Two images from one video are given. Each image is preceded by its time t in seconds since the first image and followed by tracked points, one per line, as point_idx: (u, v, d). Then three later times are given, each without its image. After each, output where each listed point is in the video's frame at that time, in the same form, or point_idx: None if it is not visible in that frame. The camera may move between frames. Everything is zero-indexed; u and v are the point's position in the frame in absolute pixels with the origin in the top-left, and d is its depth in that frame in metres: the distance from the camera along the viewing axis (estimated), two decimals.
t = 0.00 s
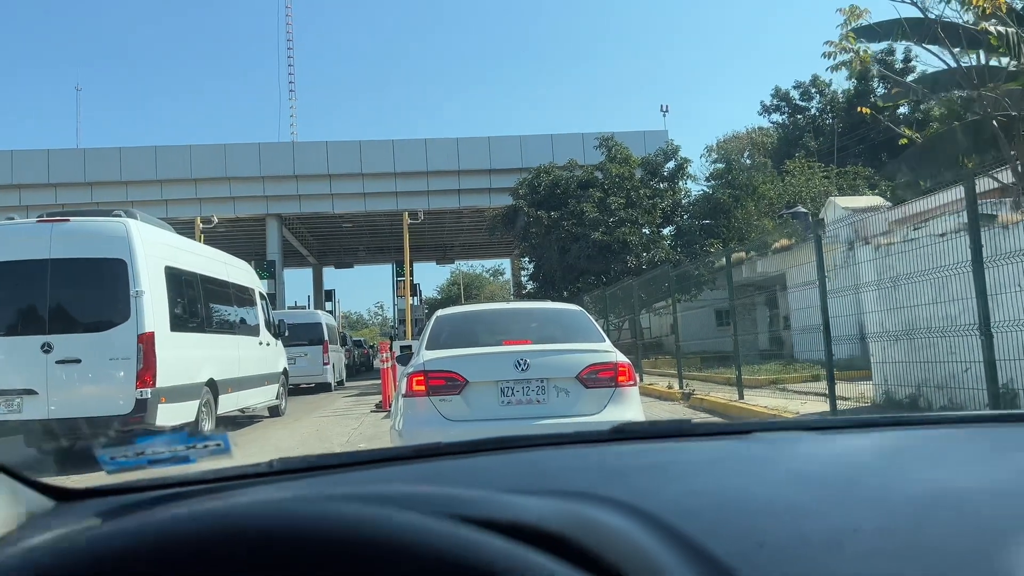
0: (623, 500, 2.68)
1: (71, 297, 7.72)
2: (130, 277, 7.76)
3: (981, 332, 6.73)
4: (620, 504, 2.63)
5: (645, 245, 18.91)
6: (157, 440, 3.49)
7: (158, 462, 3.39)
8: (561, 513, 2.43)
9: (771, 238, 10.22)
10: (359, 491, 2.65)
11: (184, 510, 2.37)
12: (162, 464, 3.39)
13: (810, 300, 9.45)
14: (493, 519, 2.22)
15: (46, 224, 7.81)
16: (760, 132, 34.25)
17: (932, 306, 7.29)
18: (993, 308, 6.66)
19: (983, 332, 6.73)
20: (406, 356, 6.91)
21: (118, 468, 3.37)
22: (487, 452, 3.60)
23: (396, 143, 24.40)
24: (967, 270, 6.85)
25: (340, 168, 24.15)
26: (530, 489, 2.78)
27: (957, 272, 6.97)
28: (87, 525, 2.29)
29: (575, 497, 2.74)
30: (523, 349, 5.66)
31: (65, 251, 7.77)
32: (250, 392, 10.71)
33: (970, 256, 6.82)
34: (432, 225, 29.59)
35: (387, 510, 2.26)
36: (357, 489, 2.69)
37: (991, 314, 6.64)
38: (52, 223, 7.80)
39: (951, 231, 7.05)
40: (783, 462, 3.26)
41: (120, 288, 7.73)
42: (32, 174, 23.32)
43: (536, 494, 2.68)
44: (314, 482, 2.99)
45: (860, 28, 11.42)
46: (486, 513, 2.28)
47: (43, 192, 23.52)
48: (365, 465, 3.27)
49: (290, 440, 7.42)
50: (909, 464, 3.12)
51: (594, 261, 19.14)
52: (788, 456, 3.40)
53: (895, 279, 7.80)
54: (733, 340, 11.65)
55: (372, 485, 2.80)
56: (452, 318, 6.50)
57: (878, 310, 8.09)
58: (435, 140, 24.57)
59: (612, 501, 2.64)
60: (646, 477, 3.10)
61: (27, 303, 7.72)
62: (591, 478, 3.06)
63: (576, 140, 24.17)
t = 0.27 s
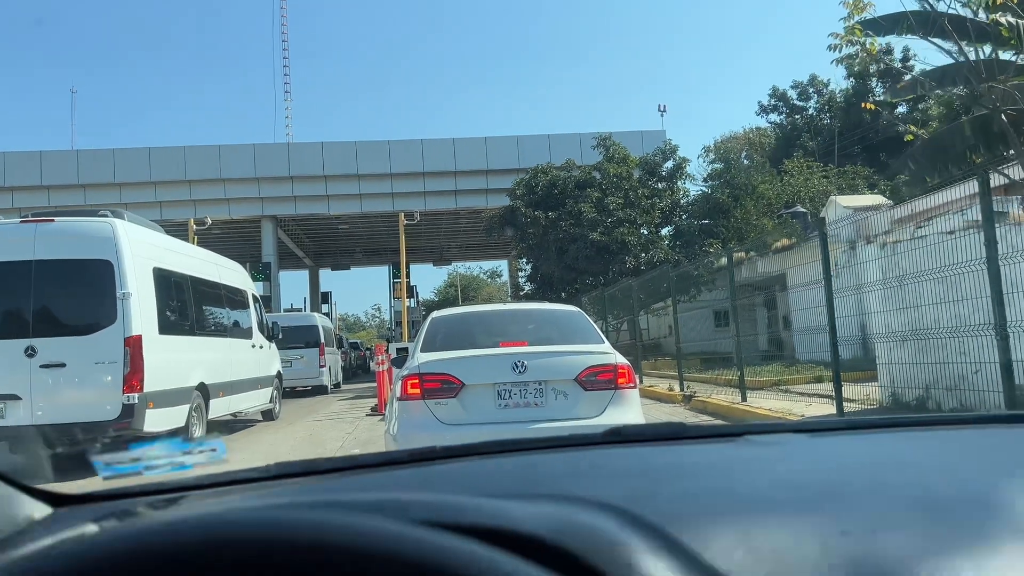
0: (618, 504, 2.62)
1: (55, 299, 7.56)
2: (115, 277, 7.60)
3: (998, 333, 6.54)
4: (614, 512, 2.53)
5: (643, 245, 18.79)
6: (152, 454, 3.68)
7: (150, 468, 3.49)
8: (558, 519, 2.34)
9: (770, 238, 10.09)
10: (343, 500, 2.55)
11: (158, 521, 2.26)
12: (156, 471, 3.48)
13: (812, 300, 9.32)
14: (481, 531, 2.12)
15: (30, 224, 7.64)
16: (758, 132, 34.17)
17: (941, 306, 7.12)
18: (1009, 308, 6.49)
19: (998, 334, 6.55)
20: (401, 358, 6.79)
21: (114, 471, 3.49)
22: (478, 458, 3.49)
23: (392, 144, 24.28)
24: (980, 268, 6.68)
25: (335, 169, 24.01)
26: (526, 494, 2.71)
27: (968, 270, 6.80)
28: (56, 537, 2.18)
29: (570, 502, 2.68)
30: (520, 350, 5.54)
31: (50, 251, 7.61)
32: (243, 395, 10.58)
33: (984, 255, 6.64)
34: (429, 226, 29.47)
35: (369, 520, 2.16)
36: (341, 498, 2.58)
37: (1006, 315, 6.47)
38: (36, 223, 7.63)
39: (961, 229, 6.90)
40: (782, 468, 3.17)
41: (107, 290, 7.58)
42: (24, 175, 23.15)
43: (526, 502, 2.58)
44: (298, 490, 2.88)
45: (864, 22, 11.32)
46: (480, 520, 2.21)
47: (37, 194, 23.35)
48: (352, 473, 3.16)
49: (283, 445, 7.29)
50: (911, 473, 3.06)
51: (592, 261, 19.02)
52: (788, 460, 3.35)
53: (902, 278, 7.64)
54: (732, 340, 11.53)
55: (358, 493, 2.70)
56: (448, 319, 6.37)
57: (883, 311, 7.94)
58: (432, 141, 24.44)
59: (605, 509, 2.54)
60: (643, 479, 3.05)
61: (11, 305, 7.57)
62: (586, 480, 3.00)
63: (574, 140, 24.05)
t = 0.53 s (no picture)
0: (616, 520, 2.51)
1: (41, 303, 7.40)
2: (103, 280, 7.45)
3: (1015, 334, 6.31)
4: (612, 530, 2.41)
5: (643, 247, 18.65)
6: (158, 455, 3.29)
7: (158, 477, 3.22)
8: (556, 536, 2.23)
9: (773, 240, 9.95)
10: (328, 517, 2.42)
11: (125, 544, 2.13)
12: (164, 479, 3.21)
13: (816, 302, 9.16)
14: (470, 555, 2.00)
15: (14, 226, 7.47)
16: (758, 133, 34.09)
17: (954, 309, 6.93)
18: None
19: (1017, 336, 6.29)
20: (398, 362, 6.64)
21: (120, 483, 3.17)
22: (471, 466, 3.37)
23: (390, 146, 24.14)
24: (995, 268, 6.48)
25: (332, 172, 23.85)
26: (523, 504, 2.60)
27: (982, 270, 6.61)
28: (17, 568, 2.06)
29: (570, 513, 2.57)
30: (520, 355, 5.38)
31: (35, 254, 7.45)
32: (237, 401, 10.44)
33: (1000, 255, 6.44)
34: (427, 229, 29.34)
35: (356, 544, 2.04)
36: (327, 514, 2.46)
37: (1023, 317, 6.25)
38: (20, 225, 7.46)
39: (973, 227, 6.71)
40: (786, 480, 3.06)
41: (93, 294, 7.42)
42: (20, 178, 23.01)
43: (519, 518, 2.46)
44: (283, 505, 2.76)
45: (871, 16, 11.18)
46: (470, 543, 2.09)
47: (32, 197, 23.21)
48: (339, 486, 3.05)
49: (277, 451, 7.15)
50: (921, 481, 2.97)
51: (592, 263, 18.88)
52: (795, 467, 3.27)
53: (913, 279, 7.47)
54: (734, 343, 11.40)
55: (344, 508, 2.58)
56: (446, 323, 6.22)
57: (895, 313, 7.75)
58: (430, 143, 24.29)
59: (604, 526, 2.43)
60: (645, 488, 2.96)
61: None
62: (586, 487, 2.92)
63: (573, 142, 23.93)
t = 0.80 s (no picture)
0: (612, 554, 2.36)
1: (26, 308, 7.25)
2: (90, 285, 7.30)
3: None
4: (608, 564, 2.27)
5: (646, 250, 18.48)
6: (148, 479, 3.14)
7: (148, 500, 3.05)
8: None
9: (777, 244, 9.78)
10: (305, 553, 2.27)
11: None
12: (154, 502, 3.05)
13: (823, 306, 8.99)
14: None
15: None
16: (760, 136, 33.94)
17: (977, 312, 6.75)
18: None
19: None
20: (394, 369, 6.48)
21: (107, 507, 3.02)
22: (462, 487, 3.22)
23: (389, 149, 24.00)
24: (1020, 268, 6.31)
25: (331, 176, 23.70)
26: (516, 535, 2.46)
27: (1006, 271, 6.45)
28: None
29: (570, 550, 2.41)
30: (521, 361, 5.22)
31: (20, 257, 7.30)
32: (232, 409, 10.29)
33: None
34: (427, 233, 29.18)
35: None
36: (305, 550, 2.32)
37: None
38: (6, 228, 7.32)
39: (993, 225, 6.55)
40: (792, 502, 2.91)
41: (80, 299, 7.27)
42: (16, 183, 22.86)
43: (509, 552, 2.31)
44: (260, 535, 2.62)
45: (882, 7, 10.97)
46: None
47: (27, 202, 23.06)
48: (322, 511, 2.91)
49: (270, 462, 6.98)
50: (941, 503, 2.82)
51: (594, 267, 18.71)
52: (806, 487, 3.12)
53: (929, 281, 7.30)
54: (738, 348, 11.24)
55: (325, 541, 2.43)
56: (444, 328, 6.05)
57: (910, 317, 7.57)
58: (429, 146, 24.15)
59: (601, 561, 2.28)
60: (649, 511, 2.81)
61: None
62: (580, 512, 2.77)
63: (573, 144, 23.79)
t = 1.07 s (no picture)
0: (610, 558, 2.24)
1: (17, 312, 7.14)
2: (83, 289, 7.19)
3: None
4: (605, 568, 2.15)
5: (650, 253, 18.35)
6: (147, 478, 3.01)
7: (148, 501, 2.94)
8: None
9: (783, 246, 9.67)
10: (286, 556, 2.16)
11: None
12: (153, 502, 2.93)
13: (829, 309, 8.85)
14: None
15: None
16: (763, 139, 33.84)
17: (995, 313, 6.59)
18: None
19: None
20: (393, 373, 6.36)
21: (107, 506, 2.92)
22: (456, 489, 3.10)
23: (391, 152, 23.91)
24: None
25: (332, 179, 23.62)
26: (509, 540, 2.34)
27: None
28: None
29: (572, 557, 2.28)
30: (522, 365, 5.09)
31: (12, 261, 7.21)
32: (229, 414, 10.17)
33: None
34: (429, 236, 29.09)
35: None
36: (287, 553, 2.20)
37: None
38: None
39: (1013, 223, 6.40)
40: (799, 502, 2.79)
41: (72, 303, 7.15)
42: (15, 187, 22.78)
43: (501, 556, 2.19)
44: (243, 538, 2.50)
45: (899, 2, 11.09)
46: None
47: (27, 206, 22.99)
48: (309, 515, 2.79)
49: (266, 468, 6.86)
50: (962, 503, 2.69)
51: (597, 270, 18.59)
52: (817, 488, 2.99)
53: (946, 282, 7.13)
54: (743, 351, 11.11)
55: (307, 544, 2.31)
56: (444, 331, 5.93)
57: (925, 319, 7.40)
58: (431, 149, 24.05)
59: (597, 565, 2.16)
60: (654, 517, 2.70)
61: None
62: (578, 515, 2.65)
63: (576, 147, 23.70)
